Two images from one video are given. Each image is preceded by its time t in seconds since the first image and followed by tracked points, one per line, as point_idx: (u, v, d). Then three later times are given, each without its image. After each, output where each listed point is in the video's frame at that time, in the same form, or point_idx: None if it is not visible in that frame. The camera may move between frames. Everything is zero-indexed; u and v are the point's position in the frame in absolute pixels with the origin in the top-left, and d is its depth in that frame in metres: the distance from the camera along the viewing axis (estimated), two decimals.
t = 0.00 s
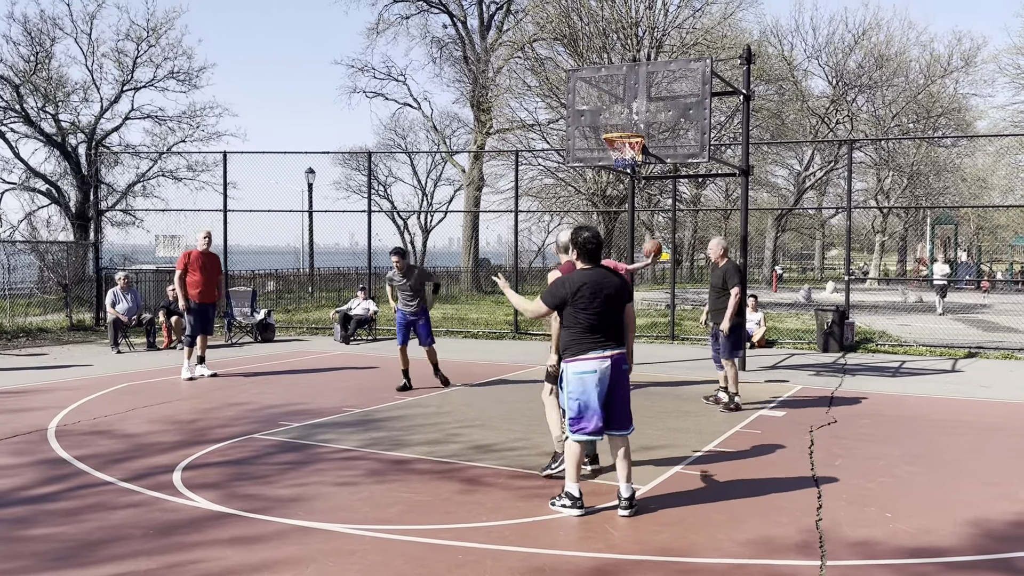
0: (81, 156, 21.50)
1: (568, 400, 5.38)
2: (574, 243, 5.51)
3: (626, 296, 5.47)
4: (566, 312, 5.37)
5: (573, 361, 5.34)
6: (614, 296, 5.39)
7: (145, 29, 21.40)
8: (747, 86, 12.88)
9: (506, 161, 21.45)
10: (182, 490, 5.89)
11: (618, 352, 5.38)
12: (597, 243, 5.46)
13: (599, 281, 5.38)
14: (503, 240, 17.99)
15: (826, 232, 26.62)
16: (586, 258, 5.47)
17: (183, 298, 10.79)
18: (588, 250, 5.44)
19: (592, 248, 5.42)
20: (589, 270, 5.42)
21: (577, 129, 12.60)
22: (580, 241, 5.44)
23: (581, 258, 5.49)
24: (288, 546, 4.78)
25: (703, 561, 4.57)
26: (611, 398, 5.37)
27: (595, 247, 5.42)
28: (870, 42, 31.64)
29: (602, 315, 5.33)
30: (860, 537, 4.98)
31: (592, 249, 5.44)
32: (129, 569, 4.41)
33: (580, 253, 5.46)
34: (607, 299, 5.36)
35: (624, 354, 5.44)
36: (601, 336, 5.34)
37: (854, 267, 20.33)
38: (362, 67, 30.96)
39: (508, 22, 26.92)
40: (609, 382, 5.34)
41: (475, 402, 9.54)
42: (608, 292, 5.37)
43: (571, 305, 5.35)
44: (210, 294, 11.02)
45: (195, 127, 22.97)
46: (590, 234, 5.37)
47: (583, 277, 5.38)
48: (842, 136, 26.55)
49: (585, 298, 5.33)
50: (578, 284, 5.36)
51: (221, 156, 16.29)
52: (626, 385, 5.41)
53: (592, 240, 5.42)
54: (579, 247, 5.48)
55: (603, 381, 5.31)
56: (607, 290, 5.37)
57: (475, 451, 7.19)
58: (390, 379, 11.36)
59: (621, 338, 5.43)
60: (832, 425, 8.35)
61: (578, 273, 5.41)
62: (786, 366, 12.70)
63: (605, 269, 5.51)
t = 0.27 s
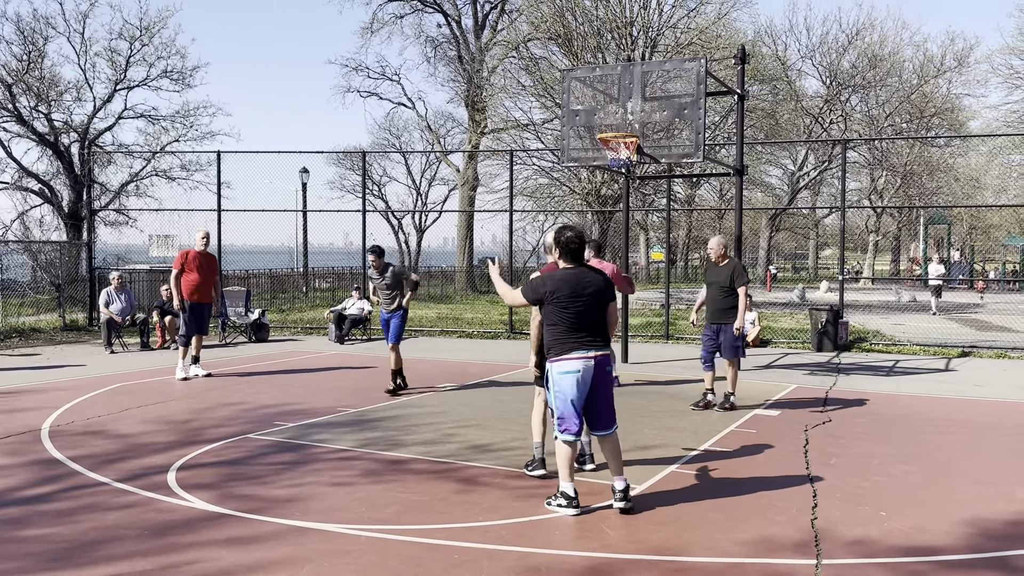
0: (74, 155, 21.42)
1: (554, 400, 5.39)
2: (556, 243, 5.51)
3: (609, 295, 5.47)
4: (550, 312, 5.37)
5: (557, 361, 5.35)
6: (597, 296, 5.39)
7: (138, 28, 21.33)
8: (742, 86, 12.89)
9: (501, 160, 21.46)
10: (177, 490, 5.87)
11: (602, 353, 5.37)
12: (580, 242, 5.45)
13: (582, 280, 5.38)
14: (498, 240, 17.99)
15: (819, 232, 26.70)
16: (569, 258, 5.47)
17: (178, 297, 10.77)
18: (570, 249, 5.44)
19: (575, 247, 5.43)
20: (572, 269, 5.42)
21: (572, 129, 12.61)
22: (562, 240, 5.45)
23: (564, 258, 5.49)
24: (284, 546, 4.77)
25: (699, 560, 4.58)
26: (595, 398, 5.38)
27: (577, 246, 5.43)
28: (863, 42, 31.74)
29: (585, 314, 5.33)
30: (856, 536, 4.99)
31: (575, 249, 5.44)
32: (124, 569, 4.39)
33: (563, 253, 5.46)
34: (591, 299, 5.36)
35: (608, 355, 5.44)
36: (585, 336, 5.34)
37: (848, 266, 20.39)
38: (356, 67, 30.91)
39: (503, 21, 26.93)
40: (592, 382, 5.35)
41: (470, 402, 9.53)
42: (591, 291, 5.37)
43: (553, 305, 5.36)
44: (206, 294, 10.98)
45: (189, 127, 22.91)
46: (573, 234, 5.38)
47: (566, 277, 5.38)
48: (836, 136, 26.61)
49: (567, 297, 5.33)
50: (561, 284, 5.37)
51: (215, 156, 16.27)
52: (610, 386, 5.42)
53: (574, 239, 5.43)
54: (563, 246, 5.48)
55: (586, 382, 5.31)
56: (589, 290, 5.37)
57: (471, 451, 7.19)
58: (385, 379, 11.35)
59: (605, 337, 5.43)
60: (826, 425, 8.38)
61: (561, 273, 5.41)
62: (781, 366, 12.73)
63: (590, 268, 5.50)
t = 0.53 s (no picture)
0: (69, 153, 21.35)
1: (546, 397, 5.45)
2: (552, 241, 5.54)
3: (604, 291, 5.42)
4: (540, 309, 5.41)
5: (550, 357, 5.39)
6: (589, 291, 5.36)
7: (133, 26, 21.27)
8: (738, 83, 12.90)
9: (497, 158, 21.45)
10: (175, 488, 5.87)
11: (594, 351, 5.37)
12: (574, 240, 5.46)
13: (573, 277, 5.39)
14: (494, 237, 17.98)
15: (815, 229, 26.74)
16: (563, 255, 5.49)
17: (177, 295, 10.77)
18: (564, 246, 5.46)
19: (568, 245, 5.45)
20: (564, 266, 5.44)
21: (569, 126, 12.63)
22: (556, 238, 5.47)
23: (559, 255, 5.51)
24: (284, 544, 4.77)
25: (697, 557, 4.60)
26: (587, 395, 5.39)
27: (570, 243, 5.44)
28: (859, 40, 31.79)
29: (576, 311, 5.33)
30: (853, 533, 5.01)
31: (568, 246, 5.46)
32: (123, 568, 4.39)
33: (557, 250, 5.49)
34: (583, 296, 5.35)
35: (602, 353, 5.43)
36: (577, 333, 5.34)
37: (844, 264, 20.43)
38: (352, 64, 30.85)
39: (499, 19, 26.91)
40: (582, 380, 5.36)
41: (467, 400, 9.53)
42: (584, 289, 5.36)
43: (546, 302, 5.39)
44: (205, 293, 10.97)
45: (184, 125, 22.87)
46: (566, 231, 5.40)
47: (557, 273, 5.40)
48: (831, 134, 26.65)
49: (558, 294, 5.35)
50: (553, 281, 5.39)
51: (211, 154, 16.25)
52: (603, 384, 5.40)
53: (568, 236, 5.45)
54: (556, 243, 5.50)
55: (575, 379, 5.34)
56: (581, 287, 5.37)
57: (469, 449, 7.20)
58: (382, 377, 11.35)
59: (598, 334, 5.40)
60: (823, 422, 8.40)
61: (554, 270, 5.44)
62: (777, 363, 12.77)
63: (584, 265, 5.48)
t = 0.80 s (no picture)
0: (67, 149, 21.31)
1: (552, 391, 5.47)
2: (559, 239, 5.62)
3: (612, 285, 5.41)
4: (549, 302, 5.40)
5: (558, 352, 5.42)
6: (596, 285, 5.37)
7: (131, 21, 21.23)
8: (738, 79, 12.89)
9: (495, 154, 21.44)
10: (176, 484, 5.88)
11: (600, 345, 5.38)
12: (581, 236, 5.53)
13: (578, 271, 5.40)
14: (492, 233, 17.99)
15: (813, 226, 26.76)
16: (570, 251, 5.54)
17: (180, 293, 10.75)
18: (571, 242, 5.53)
19: (575, 240, 5.52)
20: (572, 261, 5.46)
21: (568, 122, 12.64)
22: (564, 235, 5.56)
23: (566, 252, 5.57)
24: (286, 540, 4.78)
25: (699, 552, 4.61)
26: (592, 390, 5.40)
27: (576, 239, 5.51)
28: (857, 36, 31.80)
29: (583, 304, 5.33)
30: (854, 528, 5.03)
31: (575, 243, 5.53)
32: (125, 563, 4.40)
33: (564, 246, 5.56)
34: (590, 289, 5.36)
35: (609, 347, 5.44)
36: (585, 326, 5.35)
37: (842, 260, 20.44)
38: (351, 60, 30.82)
39: (497, 15, 26.87)
40: (589, 374, 5.38)
41: (467, 396, 9.54)
42: (590, 282, 5.38)
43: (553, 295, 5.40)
44: (208, 290, 10.96)
45: (182, 121, 22.84)
46: (574, 229, 5.50)
47: (563, 267, 5.42)
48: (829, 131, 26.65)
49: (564, 287, 5.36)
50: (559, 274, 5.40)
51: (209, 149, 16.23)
52: (608, 379, 5.42)
53: (575, 233, 5.52)
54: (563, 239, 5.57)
55: (581, 373, 5.36)
56: (588, 281, 5.38)
57: (469, 445, 7.21)
58: (381, 373, 11.37)
59: (606, 327, 5.39)
60: (822, 418, 8.42)
61: (561, 264, 5.48)
62: (776, 359, 12.79)
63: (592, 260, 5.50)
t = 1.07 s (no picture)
0: (66, 145, 21.28)
1: (564, 383, 5.44)
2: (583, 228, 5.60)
3: (631, 283, 5.45)
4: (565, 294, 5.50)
5: (571, 344, 5.42)
6: (615, 282, 5.41)
7: (130, 16, 21.17)
8: (738, 73, 12.87)
9: (495, 149, 21.41)
10: (177, 478, 5.88)
11: (616, 339, 5.40)
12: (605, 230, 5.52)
13: (599, 265, 5.45)
14: (492, 228, 17.96)
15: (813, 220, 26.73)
16: (593, 244, 5.55)
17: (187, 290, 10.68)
18: (594, 235, 5.52)
19: (598, 233, 5.50)
20: (593, 255, 5.50)
21: (569, 117, 12.61)
22: (588, 226, 5.54)
23: (589, 243, 5.56)
24: (288, 534, 4.78)
25: (700, 545, 4.62)
26: (608, 383, 5.41)
27: (601, 232, 5.50)
28: (857, 31, 31.73)
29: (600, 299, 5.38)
30: (855, 521, 5.03)
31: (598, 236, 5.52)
32: (127, 557, 4.40)
33: (587, 238, 5.55)
34: (607, 285, 5.40)
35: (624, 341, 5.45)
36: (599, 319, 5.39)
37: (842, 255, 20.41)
38: (350, 55, 30.77)
39: (497, 9, 26.80)
40: (606, 368, 5.38)
41: (467, 391, 9.53)
42: (609, 278, 5.41)
43: (571, 287, 5.46)
44: (213, 286, 10.94)
45: (181, 116, 22.81)
46: (598, 221, 5.46)
47: (584, 260, 5.47)
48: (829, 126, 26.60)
49: (581, 280, 5.43)
50: (579, 269, 5.46)
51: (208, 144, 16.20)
52: (625, 373, 5.44)
53: (599, 225, 5.50)
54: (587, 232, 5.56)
55: (599, 367, 5.35)
56: (607, 276, 5.42)
57: (470, 439, 7.21)
58: (382, 368, 11.36)
59: (621, 324, 5.44)
60: (823, 412, 8.42)
61: (583, 256, 5.51)
62: (777, 354, 12.79)
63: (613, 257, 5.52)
